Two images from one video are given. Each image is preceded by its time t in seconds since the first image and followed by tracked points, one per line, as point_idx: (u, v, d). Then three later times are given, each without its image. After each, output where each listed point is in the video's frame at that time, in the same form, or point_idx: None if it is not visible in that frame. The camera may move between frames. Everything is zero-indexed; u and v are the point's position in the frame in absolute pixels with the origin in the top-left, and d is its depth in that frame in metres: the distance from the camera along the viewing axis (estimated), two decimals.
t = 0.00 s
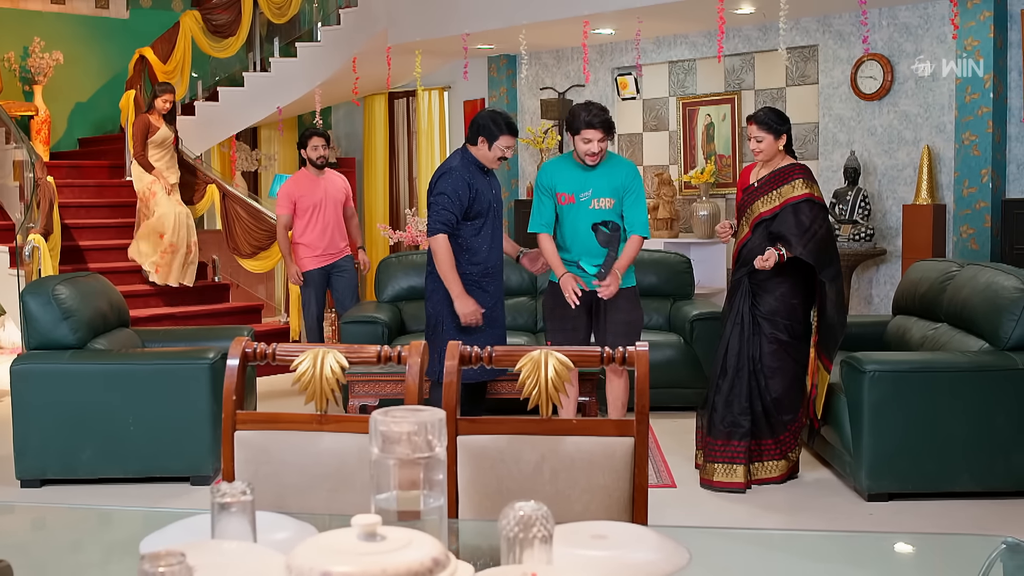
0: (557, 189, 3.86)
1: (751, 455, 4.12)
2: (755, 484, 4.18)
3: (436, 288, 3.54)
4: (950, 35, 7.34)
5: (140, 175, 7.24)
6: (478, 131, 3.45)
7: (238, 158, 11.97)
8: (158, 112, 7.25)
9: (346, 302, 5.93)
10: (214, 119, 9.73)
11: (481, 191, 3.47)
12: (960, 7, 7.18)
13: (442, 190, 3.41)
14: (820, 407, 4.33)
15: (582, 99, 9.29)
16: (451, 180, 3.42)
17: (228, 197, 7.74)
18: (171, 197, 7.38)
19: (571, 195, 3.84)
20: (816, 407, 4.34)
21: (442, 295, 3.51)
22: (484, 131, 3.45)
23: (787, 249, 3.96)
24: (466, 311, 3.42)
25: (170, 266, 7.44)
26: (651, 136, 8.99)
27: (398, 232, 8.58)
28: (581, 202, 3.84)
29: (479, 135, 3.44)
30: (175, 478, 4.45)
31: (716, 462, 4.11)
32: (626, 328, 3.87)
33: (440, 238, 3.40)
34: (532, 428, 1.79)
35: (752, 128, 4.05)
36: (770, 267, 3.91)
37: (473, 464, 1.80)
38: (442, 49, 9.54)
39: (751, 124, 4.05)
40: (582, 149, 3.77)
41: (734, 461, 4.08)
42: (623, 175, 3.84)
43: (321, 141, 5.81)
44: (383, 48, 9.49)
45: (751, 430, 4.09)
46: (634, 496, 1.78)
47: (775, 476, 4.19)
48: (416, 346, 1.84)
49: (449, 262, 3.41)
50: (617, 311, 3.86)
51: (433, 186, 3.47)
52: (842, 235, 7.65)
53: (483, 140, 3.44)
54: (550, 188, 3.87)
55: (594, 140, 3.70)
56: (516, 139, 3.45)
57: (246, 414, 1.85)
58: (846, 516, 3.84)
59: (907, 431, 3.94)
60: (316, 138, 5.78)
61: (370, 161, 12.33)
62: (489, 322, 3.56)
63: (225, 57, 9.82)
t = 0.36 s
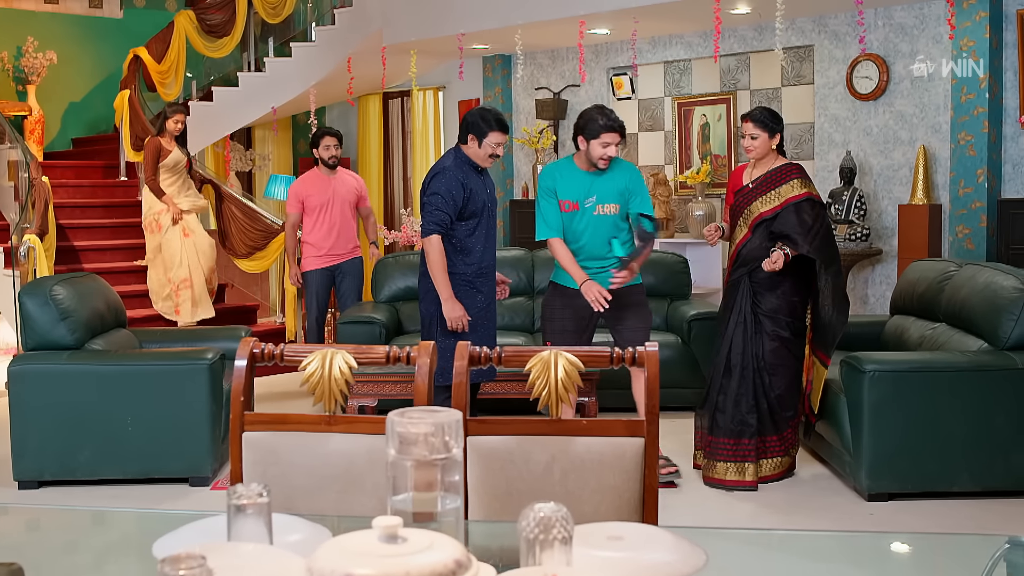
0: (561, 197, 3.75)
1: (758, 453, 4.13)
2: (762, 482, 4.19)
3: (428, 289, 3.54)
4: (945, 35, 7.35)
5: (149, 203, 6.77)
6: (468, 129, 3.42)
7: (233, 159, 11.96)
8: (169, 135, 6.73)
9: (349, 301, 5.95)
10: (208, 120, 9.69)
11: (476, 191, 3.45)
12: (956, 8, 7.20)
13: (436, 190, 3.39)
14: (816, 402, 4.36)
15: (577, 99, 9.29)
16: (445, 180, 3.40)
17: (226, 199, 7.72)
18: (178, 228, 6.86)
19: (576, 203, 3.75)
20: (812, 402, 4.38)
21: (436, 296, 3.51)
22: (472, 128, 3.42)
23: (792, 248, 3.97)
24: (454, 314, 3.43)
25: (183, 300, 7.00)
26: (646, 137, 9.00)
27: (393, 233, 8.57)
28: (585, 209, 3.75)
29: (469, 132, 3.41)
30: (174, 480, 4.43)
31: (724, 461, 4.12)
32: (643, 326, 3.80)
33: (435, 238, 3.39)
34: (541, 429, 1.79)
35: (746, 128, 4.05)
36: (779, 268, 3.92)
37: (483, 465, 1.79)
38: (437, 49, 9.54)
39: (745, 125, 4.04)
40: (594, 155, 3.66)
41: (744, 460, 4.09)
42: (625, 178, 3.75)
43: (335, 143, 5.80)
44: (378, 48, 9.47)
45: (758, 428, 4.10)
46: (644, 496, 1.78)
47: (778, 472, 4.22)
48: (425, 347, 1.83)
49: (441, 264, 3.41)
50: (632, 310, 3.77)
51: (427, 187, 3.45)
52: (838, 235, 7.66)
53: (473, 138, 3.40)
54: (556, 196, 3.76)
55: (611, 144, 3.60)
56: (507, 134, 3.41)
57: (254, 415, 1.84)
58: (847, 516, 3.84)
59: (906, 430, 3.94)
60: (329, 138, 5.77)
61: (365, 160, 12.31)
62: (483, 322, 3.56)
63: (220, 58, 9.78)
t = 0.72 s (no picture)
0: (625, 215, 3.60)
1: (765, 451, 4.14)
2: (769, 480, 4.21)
3: (432, 292, 3.52)
4: (942, 35, 7.37)
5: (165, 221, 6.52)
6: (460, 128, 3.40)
7: (228, 159, 11.94)
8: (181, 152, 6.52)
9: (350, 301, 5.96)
10: (203, 120, 9.64)
11: (474, 191, 3.44)
12: (953, 8, 7.22)
13: (436, 193, 3.38)
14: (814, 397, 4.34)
15: (574, 99, 9.31)
16: (445, 182, 3.38)
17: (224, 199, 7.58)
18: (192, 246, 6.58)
19: (638, 226, 3.61)
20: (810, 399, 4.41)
21: (443, 298, 3.50)
22: (464, 126, 3.40)
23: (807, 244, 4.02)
24: (469, 313, 3.43)
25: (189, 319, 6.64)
26: (642, 136, 9.00)
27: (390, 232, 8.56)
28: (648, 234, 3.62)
29: (463, 131, 3.40)
30: (173, 480, 4.42)
31: (731, 460, 4.13)
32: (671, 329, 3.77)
33: (439, 241, 3.38)
34: (553, 429, 1.78)
35: (760, 131, 3.98)
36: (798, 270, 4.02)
37: (494, 465, 1.79)
38: (433, 49, 9.54)
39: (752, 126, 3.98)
40: (684, 182, 3.45)
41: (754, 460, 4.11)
42: (697, 218, 3.55)
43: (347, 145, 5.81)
44: (374, 48, 9.44)
45: (766, 427, 4.11)
46: (655, 496, 1.77)
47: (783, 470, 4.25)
48: (435, 347, 1.83)
49: (448, 266, 3.40)
50: (659, 312, 3.78)
51: (426, 190, 3.43)
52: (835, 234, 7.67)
53: (468, 137, 3.39)
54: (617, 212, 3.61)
55: (703, 170, 3.41)
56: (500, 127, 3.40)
57: (262, 416, 1.83)
58: (849, 515, 3.84)
59: (907, 430, 3.94)
60: (341, 139, 5.79)
61: (360, 159, 12.29)
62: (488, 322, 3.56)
63: (216, 57, 9.73)
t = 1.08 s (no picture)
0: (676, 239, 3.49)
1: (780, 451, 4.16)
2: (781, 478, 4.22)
3: (431, 293, 3.52)
4: (940, 35, 7.38)
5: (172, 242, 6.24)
6: (454, 128, 3.38)
7: (223, 158, 11.92)
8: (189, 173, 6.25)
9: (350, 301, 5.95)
10: (198, 119, 9.60)
11: (472, 191, 3.43)
12: (950, 8, 7.23)
13: (433, 195, 3.37)
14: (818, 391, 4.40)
15: (570, 99, 9.32)
16: (441, 183, 3.38)
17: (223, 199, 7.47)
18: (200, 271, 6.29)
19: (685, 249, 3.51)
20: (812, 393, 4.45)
21: (441, 300, 3.49)
22: (458, 125, 3.39)
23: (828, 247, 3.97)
24: (464, 316, 3.43)
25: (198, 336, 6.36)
26: (639, 136, 9.01)
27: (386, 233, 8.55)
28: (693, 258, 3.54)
29: (457, 130, 3.38)
30: (173, 481, 4.41)
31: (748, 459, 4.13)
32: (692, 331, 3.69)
33: (436, 243, 3.38)
34: (565, 430, 1.77)
35: (787, 136, 3.86)
36: (834, 280, 4.02)
37: (506, 465, 1.78)
38: (430, 49, 9.54)
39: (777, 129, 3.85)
40: (740, 218, 3.37)
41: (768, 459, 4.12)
42: (745, 250, 3.47)
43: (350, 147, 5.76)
44: (370, 48, 9.43)
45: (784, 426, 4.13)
46: (668, 496, 1.77)
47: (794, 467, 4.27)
48: (447, 347, 1.82)
49: (445, 269, 3.40)
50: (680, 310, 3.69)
51: (424, 191, 3.43)
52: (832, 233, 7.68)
53: (463, 135, 3.37)
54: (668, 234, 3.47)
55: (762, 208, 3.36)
56: (494, 123, 3.38)
57: (273, 416, 1.82)
58: (851, 515, 3.85)
59: (909, 429, 3.94)
60: (345, 140, 5.77)
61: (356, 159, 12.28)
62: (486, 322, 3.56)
63: (212, 57, 9.72)
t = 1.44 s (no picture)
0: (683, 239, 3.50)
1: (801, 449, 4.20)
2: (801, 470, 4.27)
3: (431, 293, 3.51)
4: (939, 34, 7.38)
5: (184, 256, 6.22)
6: (454, 126, 3.38)
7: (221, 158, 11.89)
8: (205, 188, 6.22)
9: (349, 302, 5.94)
10: (197, 118, 9.59)
11: (473, 190, 3.42)
12: (950, 8, 7.23)
13: (434, 193, 3.36)
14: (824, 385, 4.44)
15: (569, 98, 9.32)
16: (443, 181, 3.37)
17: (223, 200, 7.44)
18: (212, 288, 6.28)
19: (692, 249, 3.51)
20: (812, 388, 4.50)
21: (441, 300, 3.49)
22: (459, 124, 3.38)
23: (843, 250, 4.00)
24: (463, 316, 3.42)
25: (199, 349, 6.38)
26: (638, 135, 9.03)
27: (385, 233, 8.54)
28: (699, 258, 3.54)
29: (458, 129, 3.37)
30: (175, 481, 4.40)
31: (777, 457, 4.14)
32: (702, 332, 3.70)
33: (437, 242, 3.36)
34: (580, 430, 1.77)
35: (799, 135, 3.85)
36: (846, 288, 4.06)
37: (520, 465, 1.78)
38: (428, 48, 9.53)
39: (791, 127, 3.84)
40: (749, 220, 3.38)
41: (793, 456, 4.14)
42: (747, 253, 3.46)
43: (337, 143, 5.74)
44: (369, 47, 9.40)
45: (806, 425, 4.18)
46: (682, 496, 1.77)
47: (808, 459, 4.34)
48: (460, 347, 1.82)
49: (445, 268, 3.38)
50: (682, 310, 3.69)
51: (425, 189, 3.41)
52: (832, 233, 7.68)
53: (463, 134, 3.37)
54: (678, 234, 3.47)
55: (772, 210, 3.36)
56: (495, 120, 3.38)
57: (286, 417, 1.81)
58: (856, 514, 3.85)
59: (913, 429, 3.94)
60: (334, 139, 5.70)
61: (353, 158, 12.26)
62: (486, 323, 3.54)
63: (210, 55, 9.70)
